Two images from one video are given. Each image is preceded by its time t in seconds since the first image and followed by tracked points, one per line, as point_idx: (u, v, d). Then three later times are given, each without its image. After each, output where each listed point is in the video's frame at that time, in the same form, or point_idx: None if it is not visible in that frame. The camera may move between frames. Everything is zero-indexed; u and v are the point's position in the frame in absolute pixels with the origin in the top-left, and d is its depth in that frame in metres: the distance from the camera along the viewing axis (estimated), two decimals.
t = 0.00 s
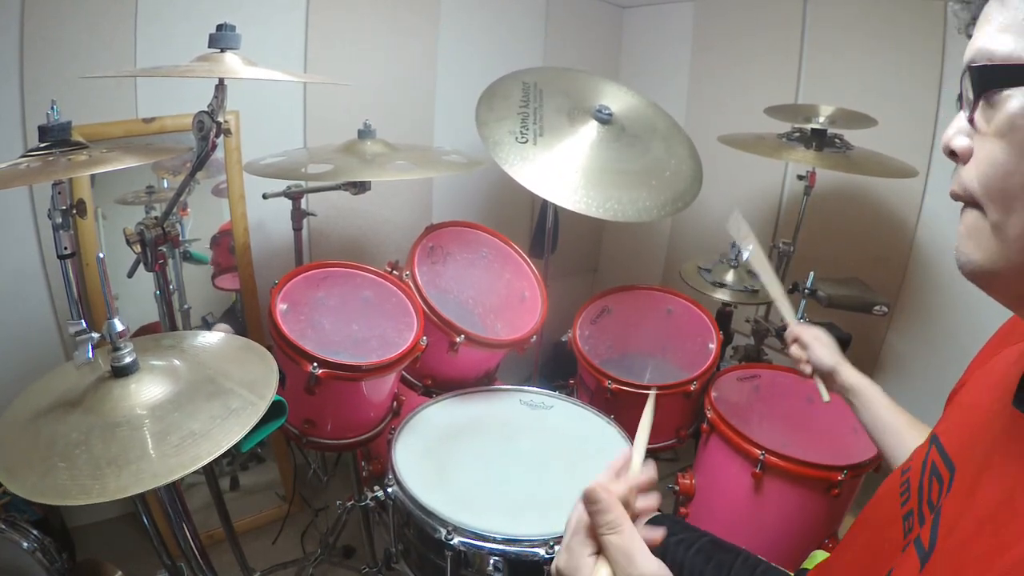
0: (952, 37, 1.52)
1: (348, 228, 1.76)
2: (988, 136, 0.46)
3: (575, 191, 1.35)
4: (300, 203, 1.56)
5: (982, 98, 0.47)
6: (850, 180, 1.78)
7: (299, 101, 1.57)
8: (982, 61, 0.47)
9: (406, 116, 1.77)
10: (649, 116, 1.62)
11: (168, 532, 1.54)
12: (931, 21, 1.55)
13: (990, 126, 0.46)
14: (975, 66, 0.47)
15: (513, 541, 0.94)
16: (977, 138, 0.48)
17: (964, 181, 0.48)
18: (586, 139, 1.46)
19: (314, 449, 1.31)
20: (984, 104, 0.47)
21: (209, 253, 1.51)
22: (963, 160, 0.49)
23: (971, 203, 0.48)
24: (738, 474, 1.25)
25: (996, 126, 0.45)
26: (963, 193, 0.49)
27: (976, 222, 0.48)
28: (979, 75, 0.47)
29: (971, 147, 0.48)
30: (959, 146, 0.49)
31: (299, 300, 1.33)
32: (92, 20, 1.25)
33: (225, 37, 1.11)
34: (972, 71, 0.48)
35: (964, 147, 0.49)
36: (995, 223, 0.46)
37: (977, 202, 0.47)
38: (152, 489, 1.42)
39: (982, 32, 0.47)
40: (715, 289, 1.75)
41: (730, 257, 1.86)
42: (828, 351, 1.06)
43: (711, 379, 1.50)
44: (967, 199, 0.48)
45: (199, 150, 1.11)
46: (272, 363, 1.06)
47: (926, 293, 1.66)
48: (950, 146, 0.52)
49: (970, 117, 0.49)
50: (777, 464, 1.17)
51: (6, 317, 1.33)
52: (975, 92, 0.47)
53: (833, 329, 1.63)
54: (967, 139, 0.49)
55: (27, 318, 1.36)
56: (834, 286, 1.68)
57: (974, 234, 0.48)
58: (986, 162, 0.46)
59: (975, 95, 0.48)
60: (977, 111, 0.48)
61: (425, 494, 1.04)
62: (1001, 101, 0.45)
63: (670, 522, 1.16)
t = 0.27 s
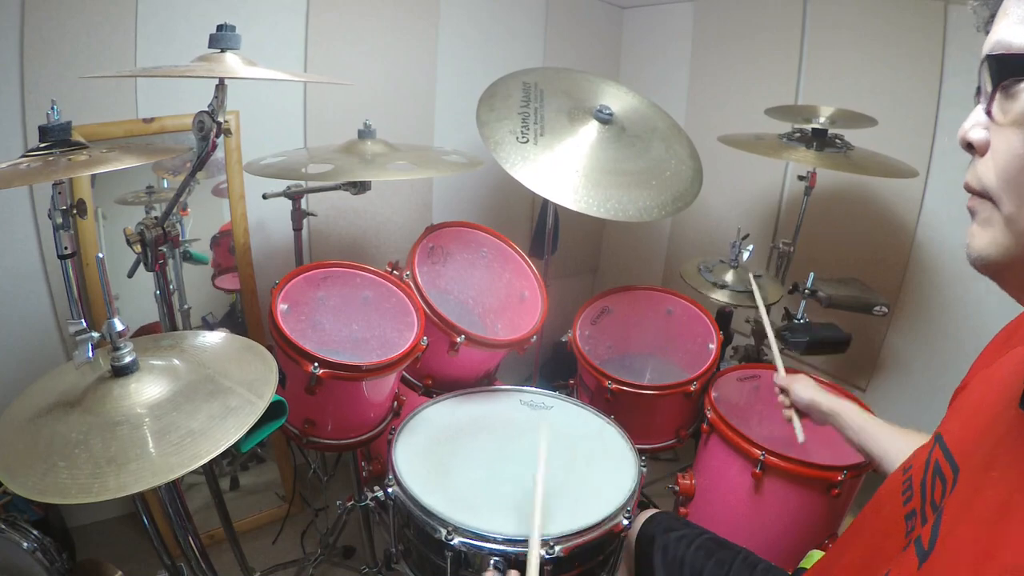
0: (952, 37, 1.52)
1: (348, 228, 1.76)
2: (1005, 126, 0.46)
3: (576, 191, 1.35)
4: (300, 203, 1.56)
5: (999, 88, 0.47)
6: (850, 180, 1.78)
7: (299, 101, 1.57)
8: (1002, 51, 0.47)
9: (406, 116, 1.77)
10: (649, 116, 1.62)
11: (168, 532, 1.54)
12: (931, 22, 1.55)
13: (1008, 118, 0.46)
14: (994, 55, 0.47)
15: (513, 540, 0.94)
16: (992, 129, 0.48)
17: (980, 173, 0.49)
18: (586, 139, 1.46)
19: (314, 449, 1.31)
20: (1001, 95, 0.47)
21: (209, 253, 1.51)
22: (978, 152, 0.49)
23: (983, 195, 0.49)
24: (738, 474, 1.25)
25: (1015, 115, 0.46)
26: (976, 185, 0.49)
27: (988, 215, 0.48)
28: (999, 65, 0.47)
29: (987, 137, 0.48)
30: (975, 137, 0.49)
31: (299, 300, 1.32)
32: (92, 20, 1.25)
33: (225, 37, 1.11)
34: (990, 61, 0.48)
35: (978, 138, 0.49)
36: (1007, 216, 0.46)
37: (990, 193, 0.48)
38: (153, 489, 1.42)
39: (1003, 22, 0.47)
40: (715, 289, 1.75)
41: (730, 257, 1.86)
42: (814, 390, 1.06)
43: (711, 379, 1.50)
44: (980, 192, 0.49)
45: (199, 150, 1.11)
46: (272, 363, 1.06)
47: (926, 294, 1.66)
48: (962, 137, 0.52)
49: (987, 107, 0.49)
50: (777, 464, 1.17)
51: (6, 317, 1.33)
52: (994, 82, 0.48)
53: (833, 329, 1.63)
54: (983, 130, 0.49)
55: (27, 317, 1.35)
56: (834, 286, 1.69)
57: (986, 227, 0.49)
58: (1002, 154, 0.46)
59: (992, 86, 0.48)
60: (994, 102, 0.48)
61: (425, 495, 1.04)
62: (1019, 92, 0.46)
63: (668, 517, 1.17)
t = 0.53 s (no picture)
0: (952, 37, 1.52)
1: (348, 228, 1.76)
2: (1000, 120, 0.46)
3: (576, 191, 1.35)
4: (300, 203, 1.56)
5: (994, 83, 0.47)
6: (850, 180, 1.78)
7: (299, 101, 1.58)
8: (994, 45, 0.47)
9: (406, 117, 1.78)
10: (649, 116, 1.62)
11: (168, 532, 1.54)
12: (931, 22, 1.55)
13: (1001, 112, 0.46)
14: (988, 49, 0.47)
15: (513, 540, 0.94)
16: (985, 123, 0.48)
17: (972, 167, 0.49)
18: (586, 140, 1.46)
19: (314, 449, 1.31)
20: (996, 88, 0.47)
21: (209, 253, 1.51)
22: (971, 146, 0.49)
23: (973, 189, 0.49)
24: (738, 474, 1.25)
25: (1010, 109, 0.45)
26: (968, 179, 0.49)
27: (978, 210, 0.49)
28: (992, 60, 0.47)
29: (981, 131, 0.48)
30: (968, 130, 0.49)
31: (299, 300, 1.32)
32: (92, 20, 1.25)
33: (225, 37, 1.11)
34: (984, 54, 0.48)
35: (970, 132, 0.49)
36: (997, 211, 0.47)
37: (983, 187, 0.48)
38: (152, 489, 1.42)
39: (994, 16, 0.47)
40: (715, 289, 1.75)
41: (730, 257, 1.86)
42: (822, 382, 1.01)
43: (711, 379, 1.50)
44: (972, 186, 0.49)
45: (199, 150, 1.11)
46: (271, 357, 1.06)
47: (926, 294, 1.66)
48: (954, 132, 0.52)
49: (980, 102, 0.49)
50: (777, 464, 1.17)
51: (6, 317, 1.33)
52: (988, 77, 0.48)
53: (833, 329, 1.63)
54: (976, 123, 0.49)
55: (27, 317, 1.36)
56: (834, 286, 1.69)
57: (976, 221, 0.49)
58: (995, 149, 0.46)
59: (987, 79, 0.48)
60: (988, 96, 0.48)
61: (425, 494, 1.04)
62: (1014, 85, 0.45)
63: (675, 505, 1.17)
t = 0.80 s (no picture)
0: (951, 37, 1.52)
1: (348, 228, 1.76)
2: (971, 146, 0.46)
3: (576, 192, 1.35)
4: (300, 203, 1.56)
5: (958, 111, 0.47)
6: (849, 180, 1.78)
7: (299, 101, 1.58)
8: (960, 74, 0.47)
9: (406, 117, 1.78)
10: (649, 116, 1.62)
11: (168, 532, 1.54)
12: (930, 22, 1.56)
13: (972, 138, 0.46)
14: (955, 77, 0.47)
15: (513, 540, 0.94)
16: (959, 148, 0.48)
17: (951, 192, 0.49)
18: (586, 140, 1.46)
19: (314, 449, 1.31)
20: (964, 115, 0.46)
21: (209, 253, 1.51)
22: (950, 168, 0.50)
23: (952, 215, 0.50)
24: (738, 474, 1.25)
25: (979, 136, 0.45)
26: (948, 204, 0.50)
27: (958, 233, 0.50)
28: (955, 91, 0.47)
29: (955, 155, 0.48)
30: (944, 154, 0.50)
31: (299, 300, 1.33)
32: (92, 20, 1.25)
33: (225, 37, 1.11)
34: (950, 82, 0.48)
35: (945, 157, 0.50)
36: (973, 237, 0.48)
37: (960, 214, 0.49)
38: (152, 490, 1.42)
39: (960, 42, 0.47)
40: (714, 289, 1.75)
41: (729, 257, 1.86)
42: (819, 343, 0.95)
43: (711, 380, 1.50)
44: (953, 212, 0.50)
45: (199, 150, 1.11)
46: (272, 361, 1.07)
47: (925, 294, 1.67)
48: (931, 153, 0.52)
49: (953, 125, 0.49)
50: (777, 464, 1.17)
51: (5, 317, 1.33)
52: (953, 106, 0.47)
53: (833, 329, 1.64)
54: (950, 147, 0.49)
55: (27, 317, 1.36)
56: (834, 286, 1.69)
57: (955, 243, 0.50)
58: (967, 178, 0.47)
59: (954, 106, 0.47)
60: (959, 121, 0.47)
61: (425, 494, 1.04)
62: (981, 112, 0.45)
63: (673, 516, 1.16)
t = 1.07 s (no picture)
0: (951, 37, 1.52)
1: (348, 228, 1.76)
2: (938, 131, 0.49)
3: (576, 191, 1.35)
4: (300, 203, 1.56)
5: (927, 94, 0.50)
6: (849, 180, 1.78)
7: (299, 101, 1.57)
8: (925, 58, 0.50)
9: (406, 116, 1.78)
10: (649, 116, 1.62)
11: (167, 532, 1.54)
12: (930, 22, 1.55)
13: (937, 121, 0.49)
14: (920, 62, 0.50)
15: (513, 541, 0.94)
16: (927, 133, 0.50)
17: (918, 177, 0.52)
18: (585, 140, 1.46)
19: (314, 449, 1.31)
20: (933, 98, 0.49)
21: (209, 253, 1.51)
22: (916, 155, 0.52)
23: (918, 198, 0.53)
24: (738, 474, 1.25)
25: (944, 119, 0.48)
26: (914, 188, 0.53)
27: (923, 216, 0.52)
28: (918, 74, 0.50)
29: (922, 141, 0.51)
30: (913, 141, 0.52)
31: (299, 300, 1.33)
32: (92, 20, 1.25)
33: (225, 37, 1.11)
34: (916, 67, 0.50)
35: (913, 143, 0.52)
36: (935, 216, 0.50)
37: (926, 196, 0.51)
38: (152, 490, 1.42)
39: (929, 28, 0.50)
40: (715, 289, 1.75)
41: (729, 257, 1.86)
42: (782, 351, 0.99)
43: (711, 380, 1.51)
44: (918, 196, 0.52)
45: (199, 150, 1.11)
46: (272, 362, 1.06)
47: (925, 293, 1.66)
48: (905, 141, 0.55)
49: (920, 111, 0.51)
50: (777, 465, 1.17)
51: (5, 317, 1.33)
52: (920, 87, 0.50)
53: (833, 329, 1.64)
54: (919, 133, 0.51)
55: (27, 317, 1.35)
56: (834, 286, 1.69)
57: (920, 225, 0.53)
58: (930, 160, 0.50)
59: (924, 90, 0.50)
60: (927, 106, 0.50)
61: (425, 494, 1.04)
62: (945, 94, 0.48)
63: (669, 518, 1.17)
